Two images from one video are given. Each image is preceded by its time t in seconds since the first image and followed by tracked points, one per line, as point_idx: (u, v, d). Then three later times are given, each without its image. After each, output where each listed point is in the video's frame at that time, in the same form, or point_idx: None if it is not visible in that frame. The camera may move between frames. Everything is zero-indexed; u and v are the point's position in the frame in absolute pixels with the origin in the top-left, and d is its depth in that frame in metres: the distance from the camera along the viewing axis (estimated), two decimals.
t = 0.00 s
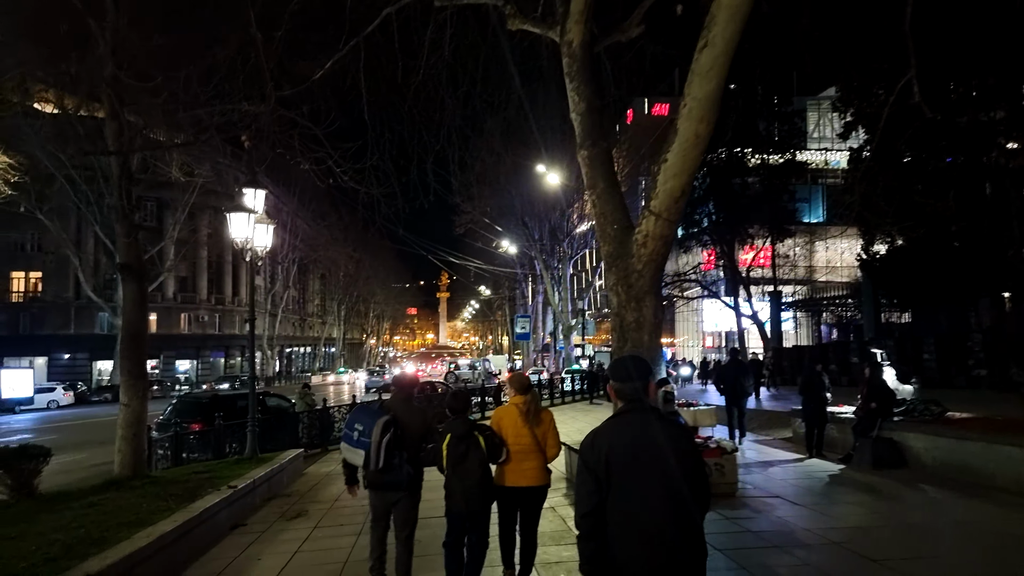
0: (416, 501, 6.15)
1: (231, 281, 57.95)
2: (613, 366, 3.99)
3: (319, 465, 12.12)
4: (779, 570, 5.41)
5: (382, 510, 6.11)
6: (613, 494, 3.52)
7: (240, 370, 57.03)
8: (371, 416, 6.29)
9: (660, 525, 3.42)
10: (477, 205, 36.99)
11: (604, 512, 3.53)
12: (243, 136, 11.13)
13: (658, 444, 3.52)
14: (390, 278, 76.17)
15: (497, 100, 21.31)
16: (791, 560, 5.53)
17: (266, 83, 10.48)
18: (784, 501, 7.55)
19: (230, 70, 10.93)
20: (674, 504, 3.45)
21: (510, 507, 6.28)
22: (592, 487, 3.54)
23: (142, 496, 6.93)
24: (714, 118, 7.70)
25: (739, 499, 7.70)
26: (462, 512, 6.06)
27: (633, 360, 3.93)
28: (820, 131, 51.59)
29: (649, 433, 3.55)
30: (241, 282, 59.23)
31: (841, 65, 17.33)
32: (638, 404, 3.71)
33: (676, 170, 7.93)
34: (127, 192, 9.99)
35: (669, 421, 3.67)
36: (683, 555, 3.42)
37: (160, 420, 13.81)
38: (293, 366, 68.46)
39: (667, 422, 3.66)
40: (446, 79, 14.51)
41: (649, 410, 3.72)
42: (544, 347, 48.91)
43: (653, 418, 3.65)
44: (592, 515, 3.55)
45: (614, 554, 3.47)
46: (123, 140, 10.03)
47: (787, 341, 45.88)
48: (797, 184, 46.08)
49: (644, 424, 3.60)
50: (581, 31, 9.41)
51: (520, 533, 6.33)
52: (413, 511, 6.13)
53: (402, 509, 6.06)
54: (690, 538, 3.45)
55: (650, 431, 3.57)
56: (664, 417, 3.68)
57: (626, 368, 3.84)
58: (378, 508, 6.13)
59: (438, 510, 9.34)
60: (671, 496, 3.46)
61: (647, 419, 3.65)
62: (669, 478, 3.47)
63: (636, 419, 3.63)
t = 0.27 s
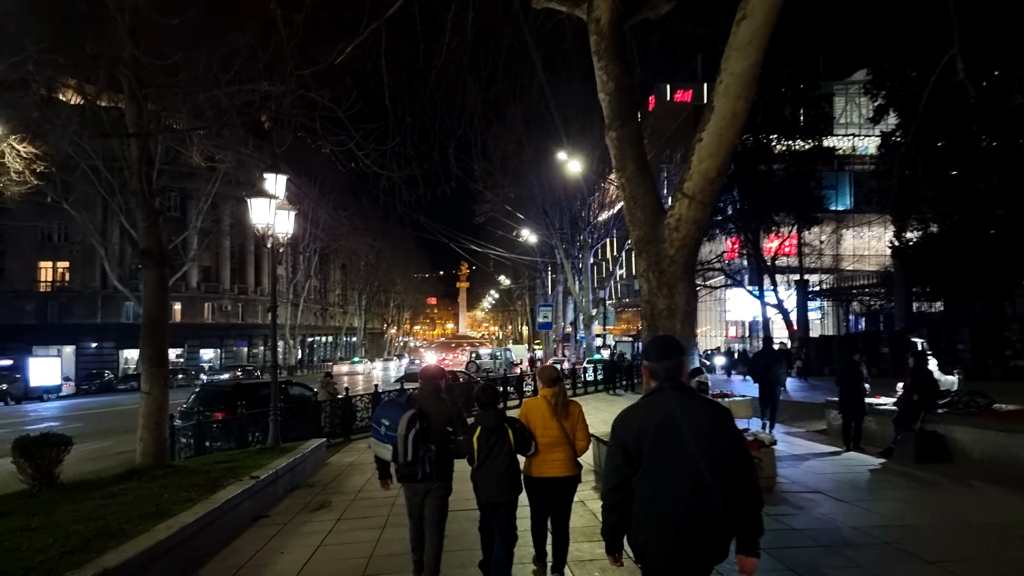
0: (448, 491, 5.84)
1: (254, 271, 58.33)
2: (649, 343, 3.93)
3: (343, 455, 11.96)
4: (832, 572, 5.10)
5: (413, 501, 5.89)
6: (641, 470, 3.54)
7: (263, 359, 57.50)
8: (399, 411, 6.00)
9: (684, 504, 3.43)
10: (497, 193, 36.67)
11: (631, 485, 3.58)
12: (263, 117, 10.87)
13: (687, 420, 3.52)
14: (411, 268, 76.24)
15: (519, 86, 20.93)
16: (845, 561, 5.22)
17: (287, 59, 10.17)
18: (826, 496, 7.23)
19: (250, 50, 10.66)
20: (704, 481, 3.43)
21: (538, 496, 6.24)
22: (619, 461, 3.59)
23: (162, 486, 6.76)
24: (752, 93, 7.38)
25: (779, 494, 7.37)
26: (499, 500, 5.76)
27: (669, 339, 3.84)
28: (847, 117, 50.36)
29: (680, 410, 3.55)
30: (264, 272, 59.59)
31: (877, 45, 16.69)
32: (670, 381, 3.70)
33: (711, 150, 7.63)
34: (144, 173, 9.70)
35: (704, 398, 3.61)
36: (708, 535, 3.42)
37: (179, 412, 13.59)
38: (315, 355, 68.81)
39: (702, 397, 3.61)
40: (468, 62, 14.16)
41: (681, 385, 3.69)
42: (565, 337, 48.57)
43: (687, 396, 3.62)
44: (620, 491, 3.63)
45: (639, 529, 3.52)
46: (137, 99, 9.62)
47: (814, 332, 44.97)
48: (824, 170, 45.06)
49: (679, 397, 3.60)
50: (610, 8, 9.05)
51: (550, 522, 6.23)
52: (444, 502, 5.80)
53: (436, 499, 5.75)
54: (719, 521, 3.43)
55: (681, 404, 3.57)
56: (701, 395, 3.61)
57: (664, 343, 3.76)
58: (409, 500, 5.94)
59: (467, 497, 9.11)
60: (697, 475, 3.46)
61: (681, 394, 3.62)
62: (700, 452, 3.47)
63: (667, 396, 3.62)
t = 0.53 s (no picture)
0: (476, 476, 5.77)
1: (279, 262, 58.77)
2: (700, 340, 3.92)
3: (368, 446, 11.85)
4: None
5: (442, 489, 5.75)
6: (679, 464, 3.63)
7: (289, 348, 58.01)
8: (425, 396, 6.01)
9: (718, 502, 3.53)
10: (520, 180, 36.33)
11: (670, 478, 3.67)
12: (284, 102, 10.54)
13: (728, 419, 3.59)
14: (433, 258, 76.28)
15: (541, 71, 20.55)
16: (900, 566, 4.92)
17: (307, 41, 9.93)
18: (870, 492, 6.93)
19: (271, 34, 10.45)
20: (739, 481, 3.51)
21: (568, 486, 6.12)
22: (659, 452, 3.68)
23: (186, 478, 6.65)
24: (794, 70, 7.01)
25: (821, 489, 7.07)
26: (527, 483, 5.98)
27: (720, 338, 3.84)
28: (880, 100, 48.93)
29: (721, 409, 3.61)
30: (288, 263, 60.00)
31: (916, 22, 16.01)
32: (713, 380, 3.74)
33: (748, 130, 7.26)
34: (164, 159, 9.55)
35: (747, 401, 3.65)
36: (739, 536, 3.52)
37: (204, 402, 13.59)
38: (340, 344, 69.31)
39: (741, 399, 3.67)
40: (491, 46, 13.85)
41: (724, 387, 3.72)
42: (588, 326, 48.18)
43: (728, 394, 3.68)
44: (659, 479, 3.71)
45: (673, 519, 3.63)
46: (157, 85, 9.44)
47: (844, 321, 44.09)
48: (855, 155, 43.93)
49: (721, 399, 3.66)
50: None
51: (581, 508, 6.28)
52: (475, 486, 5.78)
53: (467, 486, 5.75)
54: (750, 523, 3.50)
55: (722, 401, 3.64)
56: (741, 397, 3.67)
57: (713, 341, 3.77)
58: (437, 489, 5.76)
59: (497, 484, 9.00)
60: (733, 475, 3.53)
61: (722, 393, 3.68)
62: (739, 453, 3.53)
63: (709, 393, 3.68)
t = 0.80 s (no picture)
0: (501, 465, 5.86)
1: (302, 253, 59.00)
2: (739, 320, 3.94)
3: (389, 437, 11.68)
4: None
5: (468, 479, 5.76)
6: (716, 442, 3.63)
7: (312, 340, 58.32)
8: (459, 387, 5.96)
9: (754, 481, 3.52)
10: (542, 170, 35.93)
11: (706, 454, 3.68)
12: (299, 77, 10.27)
13: (765, 398, 3.57)
14: (454, 249, 76.08)
15: (563, 57, 20.17)
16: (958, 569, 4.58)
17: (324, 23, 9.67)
18: (915, 489, 6.60)
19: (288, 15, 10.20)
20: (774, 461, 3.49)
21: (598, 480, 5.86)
22: (694, 430, 3.69)
23: (203, 470, 6.49)
24: (838, 42, 6.62)
25: (863, 486, 6.73)
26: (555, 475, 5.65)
27: (759, 318, 3.84)
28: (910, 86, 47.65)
29: (758, 387, 3.60)
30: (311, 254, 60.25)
31: None
32: (750, 359, 3.73)
33: (787, 107, 6.90)
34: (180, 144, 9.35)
35: (783, 379, 3.64)
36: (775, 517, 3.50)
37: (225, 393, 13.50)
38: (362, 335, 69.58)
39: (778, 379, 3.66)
40: (513, 28, 13.48)
41: (762, 366, 3.70)
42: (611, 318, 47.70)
43: (765, 372, 3.67)
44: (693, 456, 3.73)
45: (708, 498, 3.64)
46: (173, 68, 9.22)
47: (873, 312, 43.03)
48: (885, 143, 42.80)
49: (759, 378, 3.64)
50: None
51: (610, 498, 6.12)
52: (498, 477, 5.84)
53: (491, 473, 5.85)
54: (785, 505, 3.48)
55: (758, 380, 3.63)
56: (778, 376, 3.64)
57: (754, 321, 3.74)
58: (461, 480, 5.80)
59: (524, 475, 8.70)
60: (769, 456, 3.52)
61: (759, 370, 3.67)
62: (777, 433, 3.52)
63: (747, 371, 3.66)
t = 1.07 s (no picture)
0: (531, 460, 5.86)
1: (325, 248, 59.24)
2: (762, 330, 3.96)
3: (411, 434, 11.48)
4: None
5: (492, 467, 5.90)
6: (758, 453, 3.68)
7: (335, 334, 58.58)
8: (493, 376, 6.06)
9: (801, 490, 3.55)
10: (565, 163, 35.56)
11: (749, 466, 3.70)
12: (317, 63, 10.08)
13: (800, 404, 3.63)
14: (476, 244, 75.86)
15: (587, 48, 19.78)
16: None
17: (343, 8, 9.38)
18: (968, 497, 6.22)
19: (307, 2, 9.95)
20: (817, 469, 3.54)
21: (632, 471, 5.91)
22: (734, 444, 3.72)
23: (221, 469, 6.31)
24: (887, 21, 6.22)
25: (911, 493, 6.35)
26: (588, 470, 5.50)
27: (781, 325, 3.86)
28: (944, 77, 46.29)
29: (792, 395, 3.65)
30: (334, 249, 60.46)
31: None
32: (778, 365, 3.79)
33: (830, 91, 6.50)
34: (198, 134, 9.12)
35: (814, 381, 3.69)
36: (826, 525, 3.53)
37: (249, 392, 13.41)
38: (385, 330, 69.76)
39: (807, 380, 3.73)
40: (537, 16, 13.14)
41: (792, 369, 3.76)
42: (634, 313, 47.14)
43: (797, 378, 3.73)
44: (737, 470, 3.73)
45: (756, 510, 3.68)
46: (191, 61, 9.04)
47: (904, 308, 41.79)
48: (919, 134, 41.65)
49: (791, 384, 3.70)
50: None
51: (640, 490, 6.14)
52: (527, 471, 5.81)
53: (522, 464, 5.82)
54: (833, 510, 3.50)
55: (791, 387, 3.69)
56: (809, 380, 3.69)
57: (779, 329, 3.75)
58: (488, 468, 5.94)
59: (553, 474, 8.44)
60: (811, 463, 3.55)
61: (789, 377, 3.73)
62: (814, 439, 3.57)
63: (778, 381, 3.73)
